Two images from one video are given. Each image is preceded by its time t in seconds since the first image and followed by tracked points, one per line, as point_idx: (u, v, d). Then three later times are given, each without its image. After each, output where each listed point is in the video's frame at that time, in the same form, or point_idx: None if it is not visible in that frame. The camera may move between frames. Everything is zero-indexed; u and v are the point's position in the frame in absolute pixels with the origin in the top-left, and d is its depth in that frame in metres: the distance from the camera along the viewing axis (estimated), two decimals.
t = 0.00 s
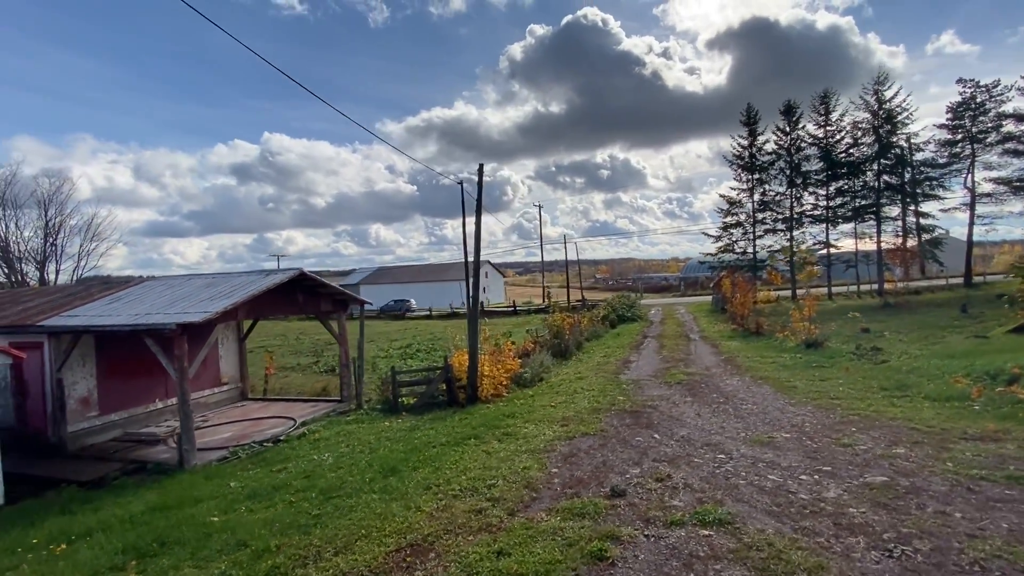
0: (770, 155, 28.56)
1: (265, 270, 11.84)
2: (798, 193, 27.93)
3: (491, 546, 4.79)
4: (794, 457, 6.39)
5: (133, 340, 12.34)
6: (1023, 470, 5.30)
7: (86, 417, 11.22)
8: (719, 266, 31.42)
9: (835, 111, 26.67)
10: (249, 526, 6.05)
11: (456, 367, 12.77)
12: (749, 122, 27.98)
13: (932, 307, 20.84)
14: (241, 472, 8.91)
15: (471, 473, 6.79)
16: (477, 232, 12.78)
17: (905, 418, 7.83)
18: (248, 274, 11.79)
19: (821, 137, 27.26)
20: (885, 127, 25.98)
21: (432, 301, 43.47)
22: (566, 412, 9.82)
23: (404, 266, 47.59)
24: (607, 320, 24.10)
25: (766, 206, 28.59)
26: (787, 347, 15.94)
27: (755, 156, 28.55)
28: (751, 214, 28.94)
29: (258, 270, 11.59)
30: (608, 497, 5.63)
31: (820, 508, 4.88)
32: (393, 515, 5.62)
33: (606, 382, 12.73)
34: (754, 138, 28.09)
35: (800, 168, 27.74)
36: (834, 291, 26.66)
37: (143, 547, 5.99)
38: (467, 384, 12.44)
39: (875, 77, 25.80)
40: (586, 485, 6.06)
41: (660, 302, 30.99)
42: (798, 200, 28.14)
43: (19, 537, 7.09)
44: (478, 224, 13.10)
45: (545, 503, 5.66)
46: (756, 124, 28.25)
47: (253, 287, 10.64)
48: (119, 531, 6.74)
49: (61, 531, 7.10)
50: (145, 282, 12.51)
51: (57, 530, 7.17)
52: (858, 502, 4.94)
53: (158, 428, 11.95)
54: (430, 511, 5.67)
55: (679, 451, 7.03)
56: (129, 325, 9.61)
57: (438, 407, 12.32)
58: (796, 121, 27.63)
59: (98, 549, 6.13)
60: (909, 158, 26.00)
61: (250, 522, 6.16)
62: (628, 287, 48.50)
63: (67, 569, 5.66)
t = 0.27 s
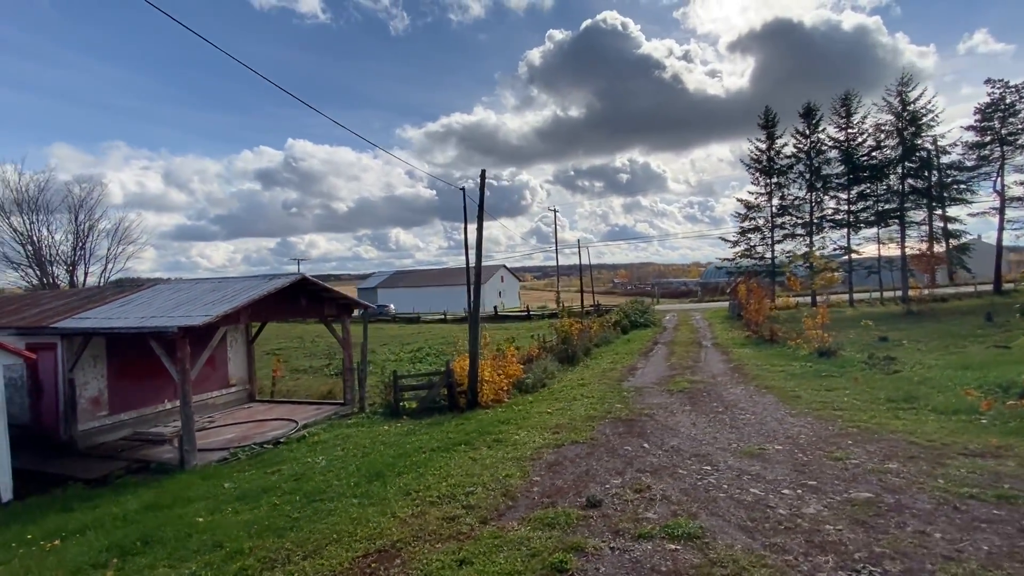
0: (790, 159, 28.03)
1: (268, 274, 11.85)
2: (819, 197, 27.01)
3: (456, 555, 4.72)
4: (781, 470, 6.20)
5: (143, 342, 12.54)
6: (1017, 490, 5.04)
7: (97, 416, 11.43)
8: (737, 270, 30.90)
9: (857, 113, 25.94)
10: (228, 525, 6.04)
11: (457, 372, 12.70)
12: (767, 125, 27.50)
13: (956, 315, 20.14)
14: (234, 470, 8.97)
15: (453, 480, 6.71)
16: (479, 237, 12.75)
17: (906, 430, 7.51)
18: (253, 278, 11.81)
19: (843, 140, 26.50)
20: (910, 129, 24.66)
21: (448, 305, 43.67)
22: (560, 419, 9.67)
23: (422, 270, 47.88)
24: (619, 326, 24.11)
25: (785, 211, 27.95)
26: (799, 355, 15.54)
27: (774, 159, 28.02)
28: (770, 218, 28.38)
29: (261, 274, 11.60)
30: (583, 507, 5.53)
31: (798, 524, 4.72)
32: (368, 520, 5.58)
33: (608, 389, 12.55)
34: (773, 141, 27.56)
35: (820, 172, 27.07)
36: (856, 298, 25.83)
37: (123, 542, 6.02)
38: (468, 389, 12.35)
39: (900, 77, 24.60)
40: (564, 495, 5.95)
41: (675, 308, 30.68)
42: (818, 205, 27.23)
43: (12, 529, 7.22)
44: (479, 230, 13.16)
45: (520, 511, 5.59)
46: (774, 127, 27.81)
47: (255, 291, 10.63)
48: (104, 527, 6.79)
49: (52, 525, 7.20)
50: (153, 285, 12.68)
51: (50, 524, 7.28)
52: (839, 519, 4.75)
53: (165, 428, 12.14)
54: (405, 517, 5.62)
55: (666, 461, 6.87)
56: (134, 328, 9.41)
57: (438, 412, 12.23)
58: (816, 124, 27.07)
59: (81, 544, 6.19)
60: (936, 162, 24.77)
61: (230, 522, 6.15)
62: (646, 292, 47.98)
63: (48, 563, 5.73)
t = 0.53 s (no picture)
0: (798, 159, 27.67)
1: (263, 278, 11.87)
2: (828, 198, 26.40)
3: (417, 561, 4.73)
4: (754, 479, 6.14)
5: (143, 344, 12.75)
6: (988, 503, 4.94)
7: (97, 417, 11.64)
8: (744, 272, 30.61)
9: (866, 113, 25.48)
10: (204, 527, 6.06)
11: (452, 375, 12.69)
12: (774, 126, 27.23)
13: (966, 319, 19.71)
14: (221, 469, 9.03)
15: (428, 485, 6.71)
16: (473, 241, 12.78)
17: (891, 439, 7.35)
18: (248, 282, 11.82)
19: (853, 140, 25.84)
20: (920, 129, 24.05)
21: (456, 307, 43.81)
22: (547, 425, 9.63)
23: (431, 272, 48.08)
24: (622, 329, 24.18)
25: (793, 212, 27.55)
26: (800, 359, 15.32)
27: (781, 160, 27.72)
28: (778, 220, 28.03)
29: (256, 278, 11.60)
30: (550, 514, 5.55)
31: (759, 535, 4.70)
32: (337, 525, 5.59)
33: (601, 394, 12.47)
34: (780, 142, 27.24)
35: (830, 173, 26.63)
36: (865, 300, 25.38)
37: (102, 542, 6.06)
38: (462, 392, 12.29)
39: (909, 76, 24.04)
40: (534, 502, 5.95)
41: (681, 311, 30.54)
42: (826, 207, 26.62)
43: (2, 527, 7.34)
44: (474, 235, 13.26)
45: (488, 518, 5.60)
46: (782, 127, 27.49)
47: (249, 294, 10.63)
48: (88, 526, 6.84)
49: (39, 524, 7.30)
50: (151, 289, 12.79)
51: (38, 522, 7.39)
52: (802, 530, 4.72)
53: (163, 429, 12.34)
54: (375, 522, 5.61)
55: (642, 468, 6.84)
56: (129, 331, 9.24)
57: (433, 416, 12.12)
58: (825, 124, 26.66)
59: (63, 544, 6.27)
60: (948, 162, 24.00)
61: (207, 523, 6.17)
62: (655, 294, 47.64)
63: (28, 563, 5.80)
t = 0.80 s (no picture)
0: (793, 157, 27.56)
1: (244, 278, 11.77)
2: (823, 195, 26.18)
3: (368, 559, 4.72)
4: (711, 479, 6.18)
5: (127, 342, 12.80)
6: (936, 504, 4.92)
7: (79, 416, 11.70)
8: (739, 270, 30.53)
9: (861, 110, 25.32)
10: (169, 526, 6.03)
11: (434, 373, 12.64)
12: (769, 124, 27.13)
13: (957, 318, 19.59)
14: (196, 465, 9.03)
15: (394, 483, 6.69)
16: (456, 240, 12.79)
17: (857, 439, 7.31)
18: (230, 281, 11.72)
19: (848, 138, 25.70)
20: (914, 127, 23.93)
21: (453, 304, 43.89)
22: (522, 424, 9.62)
23: (429, 270, 48.17)
24: (614, 327, 24.26)
25: (788, 210, 27.42)
26: (787, 358, 15.30)
27: (776, 158, 27.61)
28: (773, 218, 27.94)
29: (237, 278, 11.50)
30: (507, 513, 5.54)
31: (705, 535, 4.72)
32: (296, 523, 5.55)
33: (582, 393, 12.48)
34: (775, 140, 27.11)
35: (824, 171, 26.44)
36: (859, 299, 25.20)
37: (67, 542, 6.03)
38: (445, 391, 12.28)
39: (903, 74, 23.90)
40: (494, 502, 5.95)
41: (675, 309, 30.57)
42: (822, 204, 26.44)
43: None
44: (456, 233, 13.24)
45: (446, 516, 5.58)
46: (777, 125, 27.38)
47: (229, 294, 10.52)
48: (57, 524, 6.83)
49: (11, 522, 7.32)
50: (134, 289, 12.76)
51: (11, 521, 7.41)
52: (748, 531, 4.74)
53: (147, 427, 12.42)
54: (333, 520, 5.58)
55: (607, 468, 6.86)
56: (108, 329, 9.09)
57: (416, 414, 12.01)
58: (819, 122, 26.51)
59: (29, 543, 6.28)
60: (942, 160, 23.83)
61: (172, 522, 6.15)
62: (654, 292, 47.62)
63: None
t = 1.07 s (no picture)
0: (783, 155, 27.56)
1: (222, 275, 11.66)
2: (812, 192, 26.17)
3: (316, 558, 4.72)
4: (667, 477, 6.20)
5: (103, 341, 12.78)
6: (880, 503, 4.94)
7: (54, 414, 11.71)
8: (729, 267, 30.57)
9: (849, 109, 25.33)
10: (128, 524, 6.03)
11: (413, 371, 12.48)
12: (758, 122, 27.16)
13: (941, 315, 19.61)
14: (166, 463, 9.02)
15: (356, 481, 6.67)
16: (435, 238, 12.78)
17: (818, 438, 7.32)
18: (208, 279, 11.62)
19: (836, 136, 25.71)
20: (902, 126, 23.95)
21: (446, 301, 43.90)
22: (494, 422, 9.61)
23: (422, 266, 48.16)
24: (602, 324, 24.32)
25: (778, 208, 27.43)
26: (768, 355, 15.35)
27: (765, 156, 27.63)
28: (762, 216, 27.96)
29: (215, 275, 11.38)
30: (461, 512, 5.53)
31: (649, 535, 4.75)
32: (250, 522, 5.51)
33: (560, 391, 12.48)
34: (765, 138, 27.13)
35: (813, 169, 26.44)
36: (847, 297, 25.12)
37: (25, 541, 6.04)
38: (423, 388, 12.12)
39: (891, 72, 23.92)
40: (452, 500, 5.94)
41: (665, 307, 30.65)
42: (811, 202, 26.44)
43: None
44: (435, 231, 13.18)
45: (401, 516, 5.55)
46: (766, 123, 27.38)
47: (205, 290, 10.40)
48: (20, 523, 6.84)
49: None
50: (111, 287, 12.69)
51: None
52: (692, 530, 4.76)
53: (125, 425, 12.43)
54: (288, 520, 5.54)
55: (568, 466, 6.89)
56: (79, 328, 9.02)
57: (395, 412, 11.83)
58: (809, 120, 26.50)
59: None
60: (930, 158, 23.83)
61: (131, 521, 6.14)
62: (646, 289, 47.68)
63: None
